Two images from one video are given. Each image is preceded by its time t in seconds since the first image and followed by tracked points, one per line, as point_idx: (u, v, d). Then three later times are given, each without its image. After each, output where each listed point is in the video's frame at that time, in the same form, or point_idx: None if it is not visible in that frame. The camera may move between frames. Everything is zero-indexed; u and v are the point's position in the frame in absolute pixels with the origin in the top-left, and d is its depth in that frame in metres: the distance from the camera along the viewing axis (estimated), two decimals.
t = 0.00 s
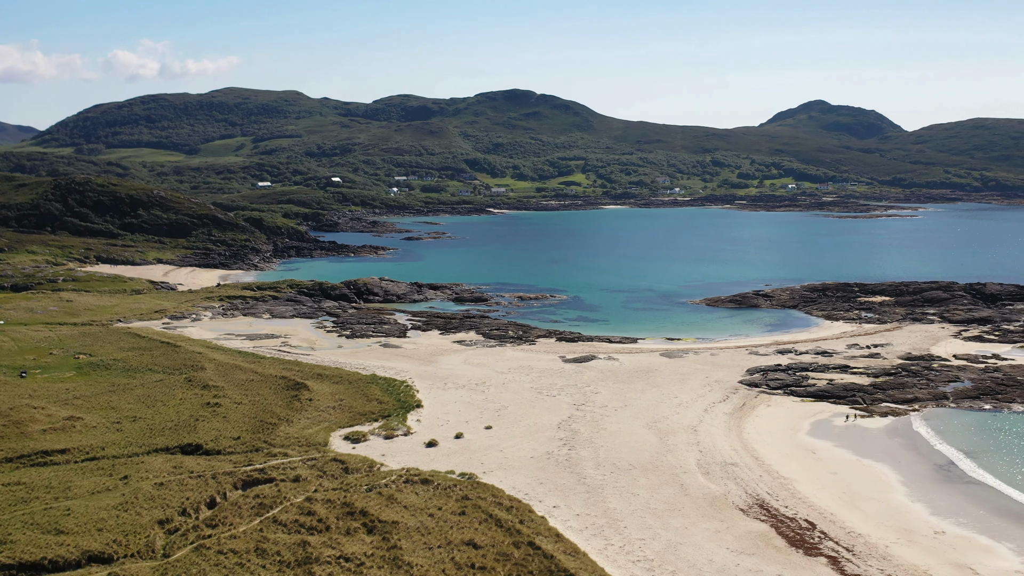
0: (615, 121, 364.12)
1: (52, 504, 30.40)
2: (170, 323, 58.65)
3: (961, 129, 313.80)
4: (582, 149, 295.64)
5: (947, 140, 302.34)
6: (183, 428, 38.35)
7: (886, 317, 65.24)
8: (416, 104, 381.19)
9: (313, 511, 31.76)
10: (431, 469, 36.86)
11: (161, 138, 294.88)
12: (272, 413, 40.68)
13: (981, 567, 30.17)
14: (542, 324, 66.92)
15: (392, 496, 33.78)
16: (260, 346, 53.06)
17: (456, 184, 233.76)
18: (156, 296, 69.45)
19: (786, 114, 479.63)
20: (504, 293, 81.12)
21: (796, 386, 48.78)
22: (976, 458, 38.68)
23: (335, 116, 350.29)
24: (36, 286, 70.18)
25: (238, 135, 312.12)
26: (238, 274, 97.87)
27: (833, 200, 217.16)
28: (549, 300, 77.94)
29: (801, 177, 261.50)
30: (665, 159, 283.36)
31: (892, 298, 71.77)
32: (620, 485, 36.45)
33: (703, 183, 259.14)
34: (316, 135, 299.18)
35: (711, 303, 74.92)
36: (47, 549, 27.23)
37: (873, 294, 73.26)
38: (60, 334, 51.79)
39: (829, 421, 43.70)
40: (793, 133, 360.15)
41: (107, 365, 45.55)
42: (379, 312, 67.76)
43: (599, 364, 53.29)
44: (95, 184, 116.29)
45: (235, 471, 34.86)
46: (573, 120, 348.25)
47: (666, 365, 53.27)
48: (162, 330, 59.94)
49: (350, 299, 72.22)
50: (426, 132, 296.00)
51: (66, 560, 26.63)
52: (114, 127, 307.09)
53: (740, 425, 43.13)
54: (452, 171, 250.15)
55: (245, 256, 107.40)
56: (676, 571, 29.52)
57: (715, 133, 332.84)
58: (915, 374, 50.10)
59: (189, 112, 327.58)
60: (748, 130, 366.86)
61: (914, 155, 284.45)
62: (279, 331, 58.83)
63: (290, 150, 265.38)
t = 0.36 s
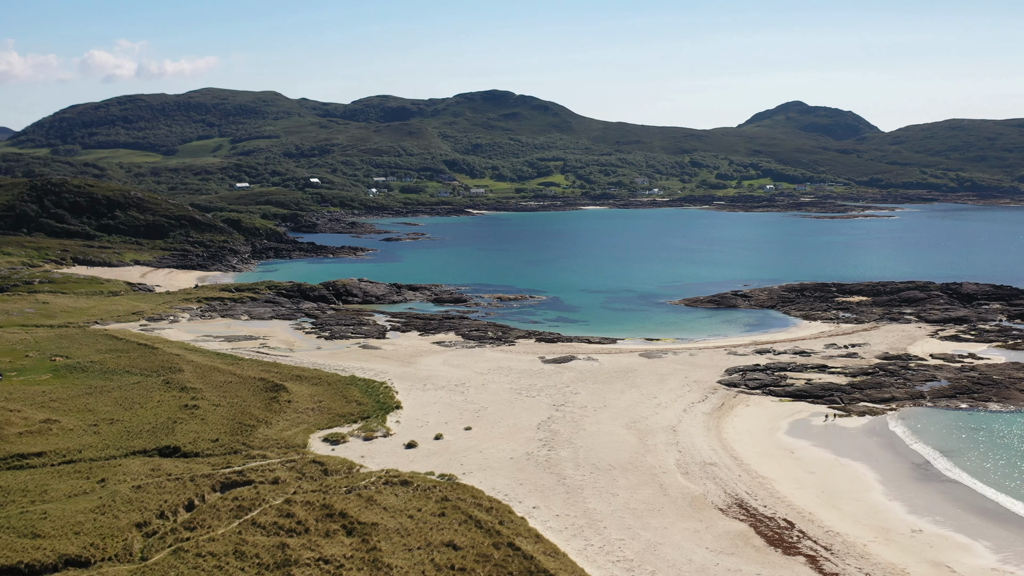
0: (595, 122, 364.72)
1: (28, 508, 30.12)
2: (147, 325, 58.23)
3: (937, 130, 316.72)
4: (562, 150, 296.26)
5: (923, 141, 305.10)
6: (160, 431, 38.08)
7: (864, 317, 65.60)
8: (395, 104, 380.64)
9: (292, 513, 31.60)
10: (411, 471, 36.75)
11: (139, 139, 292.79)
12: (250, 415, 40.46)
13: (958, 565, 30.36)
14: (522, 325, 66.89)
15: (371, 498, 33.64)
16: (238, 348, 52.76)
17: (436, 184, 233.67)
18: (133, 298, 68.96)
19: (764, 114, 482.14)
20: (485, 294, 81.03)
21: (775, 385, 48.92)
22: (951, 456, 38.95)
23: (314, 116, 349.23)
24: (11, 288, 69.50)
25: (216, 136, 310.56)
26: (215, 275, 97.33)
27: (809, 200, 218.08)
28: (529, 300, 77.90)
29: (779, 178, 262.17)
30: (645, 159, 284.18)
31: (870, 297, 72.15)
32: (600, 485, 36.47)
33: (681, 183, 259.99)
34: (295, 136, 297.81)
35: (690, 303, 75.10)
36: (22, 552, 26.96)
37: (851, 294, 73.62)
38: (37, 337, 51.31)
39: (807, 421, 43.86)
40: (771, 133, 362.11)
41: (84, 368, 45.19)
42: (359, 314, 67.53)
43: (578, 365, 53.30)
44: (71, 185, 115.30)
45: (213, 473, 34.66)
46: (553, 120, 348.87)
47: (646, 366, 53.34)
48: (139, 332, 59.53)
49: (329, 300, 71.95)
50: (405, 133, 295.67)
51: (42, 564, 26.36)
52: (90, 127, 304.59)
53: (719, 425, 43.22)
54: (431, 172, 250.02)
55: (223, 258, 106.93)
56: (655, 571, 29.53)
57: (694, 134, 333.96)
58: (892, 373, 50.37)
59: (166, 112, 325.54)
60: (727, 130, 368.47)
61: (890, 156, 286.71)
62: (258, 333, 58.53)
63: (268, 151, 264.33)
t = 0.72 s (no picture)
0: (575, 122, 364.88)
1: (4, 512, 29.82)
2: (124, 327, 57.84)
3: (913, 131, 318.79)
4: (540, 150, 296.41)
5: (900, 141, 307.28)
6: (138, 433, 37.83)
7: (841, 316, 65.87)
8: (374, 105, 379.41)
9: (271, 514, 31.45)
10: (390, 472, 36.65)
11: (116, 140, 290.76)
12: (229, 417, 40.25)
13: (934, 562, 30.57)
14: (501, 325, 66.86)
15: (351, 499, 33.54)
16: (216, 349, 52.49)
17: (415, 184, 233.39)
18: (110, 299, 68.41)
19: (742, 115, 483.71)
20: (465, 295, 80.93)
21: (753, 385, 49.05)
22: (928, 455, 39.17)
23: (292, 117, 347.83)
24: None
25: (193, 136, 308.85)
26: (193, 277, 96.70)
27: (787, 200, 218.70)
28: (508, 301, 77.84)
29: (757, 178, 262.86)
30: (625, 159, 284.66)
31: (847, 297, 72.46)
32: (580, 485, 36.48)
33: (660, 183, 260.56)
34: (274, 137, 296.32)
35: (669, 304, 75.26)
36: None
37: (828, 294, 73.88)
38: (13, 339, 50.80)
39: (786, 420, 44.00)
40: (748, 134, 363.45)
41: (60, 370, 44.82)
42: (338, 315, 67.29)
43: (558, 365, 53.30)
44: (47, 186, 114.26)
45: (192, 475, 34.47)
46: (532, 121, 348.97)
47: (625, 366, 53.40)
48: (116, 334, 59.10)
49: (307, 301, 71.68)
50: (384, 133, 295.03)
51: (17, 568, 26.06)
52: (66, 128, 302.10)
53: (698, 425, 43.31)
54: (410, 172, 249.54)
55: (201, 259, 106.44)
56: (635, 570, 29.56)
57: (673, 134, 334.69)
58: (870, 372, 50.64)
59: (143, 113, 323.49)
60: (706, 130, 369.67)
61: (867, 156, 288.41)
62: (236, 334, 58.27)
63: (247, 152, 262.99)
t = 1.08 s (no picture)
0: (554, 123, 364.98)
1: None
2: (101, 328, 57.55)
3: (890, 131, 320.73)
4: (520, 151, 296.31)
5: (877, 142, 309.03)
6: (116, 436, 37.59)
7: (819, 316, 66.17)
8: (353, 105, 377.81)
9: (250, 517, 31.27)
10: (369, 473, 36.55)
11: (93, 141, 288.46)
12: (207, 419, 40.06)
13: (913, 561, 30.72)
14: (481, 326, 66.87)
15: (330, 501, 33.41)
16: (194, 350, 52.28)
17: (394, 185, 233.08)
18: (87, 301, 67.92)
19: (721, 115, 484.93)
20: (444, 295, 80.90)
21: (732, 385, 49.20)
22: (906, 454, 39.38)
23: (270, 117, 346.39)
24: None
25: (172, 137, 307.12)
26: (172, 279, 96.14)
27: (765, 201, 219.50)
28: (487, 302, 77.90)
29: (736, 179, 263.64)
30: (604, 160, 284.93)
31: (825, 297, 72.80)
32: (559, 485, 36.49)
33: (640, 184, 260.97)
34: (252, 137, 294.67)
35: (648, 304, 75.48)
36: None
37: (806, 294, 74.20)
38: None
39: (765, 420, 44.12)
40: (726, 134, 364.39)
41: (37, 372, 44.45)
42: (317, 316, 67.08)
43: (537, 366, 53.33)
44: (23, 187, 113.18)
45: (170, 478, 34.28)
46: (511, 121, 348.83)
47: (605, 366, 53.49)
48: (93, 335, 58.74)
49: (286, 302, 71.49)
50: (363, 134, 294.27)
51: None
52: (42, 129, 299.58)
53: (677, 425, 43.39)
54: (389, 173, 248.76)
55: (179, 260, 105.98)
56: (614, 570, 29.56)
57: (652, 135, 335.21)
58: (848, 371, 50.91)
59: (121, 113, 321.61)
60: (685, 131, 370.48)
61: (845, 156, 290.10)
62: (214, 336, 58.00)
63: (225, 153, 261.53)
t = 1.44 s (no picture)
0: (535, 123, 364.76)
1: None
2: (80, 330, 57.25)
3: (869, 132, 322.19)
4: (501, 151, 295.77)
5: (857, 142, 310.24)
6: (95, 438, 37.32)
7: (800, 316, 66.38)
8: (333, 104, 375.45)
9: (231, 518, 31.10)
10: (351, 474, 36.44)
11: (72, 142, 285.87)
12: (187, 420, 39.88)
13: (893, 559, 30.83)
14: (462, 326, 66.83)
15: (312, 502, 33.30)
16: (175, 352, 52.10)
17: (374, 185, 232.48)
18: (66, 302, 67.45)
19: (701, 115, 485.44)
20: (426, 296, 80.80)
21: (714, 385, 49.32)
22: (886, 452, 39.61)
23: (250, 117, 344.61)
24: None
25: (151, 138, 304.96)
26: (152, 279, 95.99)
27: (746, 201, 220.38)
28: (468, 302, 77.87)
29: (716, 179, 264.14)
30: (585, 160, 284.68)
31: (805, 297, 73.02)
32: (541, 485, 36.50)
33: (621, 184, 260.93)
34: (233, 138, 292.79)
35: (630, 304, 75.59)
36: None
37: (787, 293, 74.42)
38: None
39: (745, 419, 44.26)
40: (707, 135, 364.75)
41: (15, 373, 44.11)
42: (298, 317, 66.87)
43: (519, 366, 53.31)
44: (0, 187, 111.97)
45: (150, 480, 34.05)
46: (492, 122, 348.24)
47: (587, 366, 53.51)
48: (72, 337, 58.38)
49: (267, 303, 71.26)
50: (344, 134, 292.72)
51: None
52: (20, 129, 296.97)
53: (659, 424, 43.46)
54: (369, 173, 247.62)
55: (159, 261, 105.37)
56: (596, 570, 29.57)
57: (633, 135, 335.24)
58: (828, 370, 51.13)
59: (99, 113, 319.37)
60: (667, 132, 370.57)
61: (825, 156, 291.44)
62: (194, 337, 57.76)
63: (204, 153, 259.73)
